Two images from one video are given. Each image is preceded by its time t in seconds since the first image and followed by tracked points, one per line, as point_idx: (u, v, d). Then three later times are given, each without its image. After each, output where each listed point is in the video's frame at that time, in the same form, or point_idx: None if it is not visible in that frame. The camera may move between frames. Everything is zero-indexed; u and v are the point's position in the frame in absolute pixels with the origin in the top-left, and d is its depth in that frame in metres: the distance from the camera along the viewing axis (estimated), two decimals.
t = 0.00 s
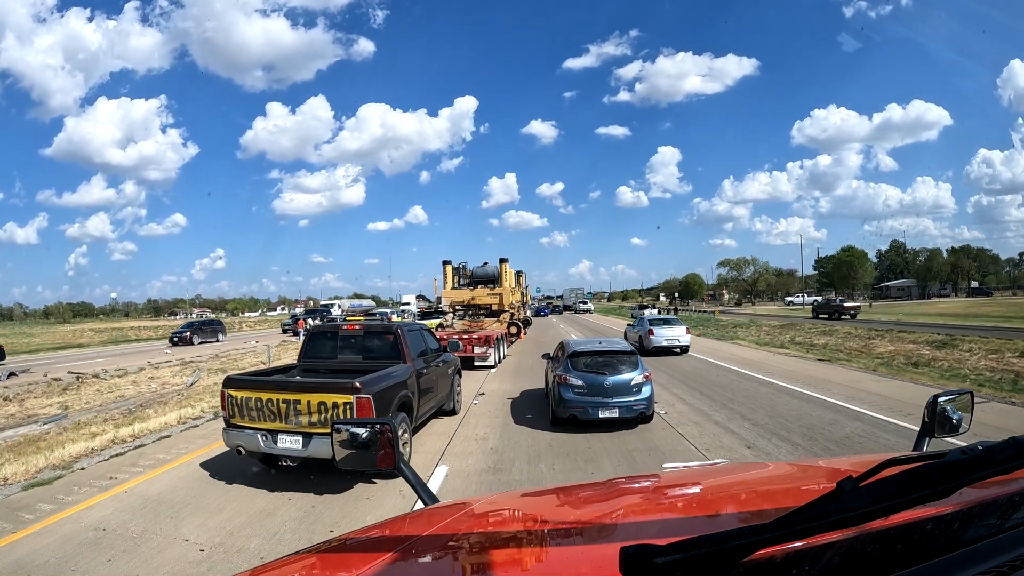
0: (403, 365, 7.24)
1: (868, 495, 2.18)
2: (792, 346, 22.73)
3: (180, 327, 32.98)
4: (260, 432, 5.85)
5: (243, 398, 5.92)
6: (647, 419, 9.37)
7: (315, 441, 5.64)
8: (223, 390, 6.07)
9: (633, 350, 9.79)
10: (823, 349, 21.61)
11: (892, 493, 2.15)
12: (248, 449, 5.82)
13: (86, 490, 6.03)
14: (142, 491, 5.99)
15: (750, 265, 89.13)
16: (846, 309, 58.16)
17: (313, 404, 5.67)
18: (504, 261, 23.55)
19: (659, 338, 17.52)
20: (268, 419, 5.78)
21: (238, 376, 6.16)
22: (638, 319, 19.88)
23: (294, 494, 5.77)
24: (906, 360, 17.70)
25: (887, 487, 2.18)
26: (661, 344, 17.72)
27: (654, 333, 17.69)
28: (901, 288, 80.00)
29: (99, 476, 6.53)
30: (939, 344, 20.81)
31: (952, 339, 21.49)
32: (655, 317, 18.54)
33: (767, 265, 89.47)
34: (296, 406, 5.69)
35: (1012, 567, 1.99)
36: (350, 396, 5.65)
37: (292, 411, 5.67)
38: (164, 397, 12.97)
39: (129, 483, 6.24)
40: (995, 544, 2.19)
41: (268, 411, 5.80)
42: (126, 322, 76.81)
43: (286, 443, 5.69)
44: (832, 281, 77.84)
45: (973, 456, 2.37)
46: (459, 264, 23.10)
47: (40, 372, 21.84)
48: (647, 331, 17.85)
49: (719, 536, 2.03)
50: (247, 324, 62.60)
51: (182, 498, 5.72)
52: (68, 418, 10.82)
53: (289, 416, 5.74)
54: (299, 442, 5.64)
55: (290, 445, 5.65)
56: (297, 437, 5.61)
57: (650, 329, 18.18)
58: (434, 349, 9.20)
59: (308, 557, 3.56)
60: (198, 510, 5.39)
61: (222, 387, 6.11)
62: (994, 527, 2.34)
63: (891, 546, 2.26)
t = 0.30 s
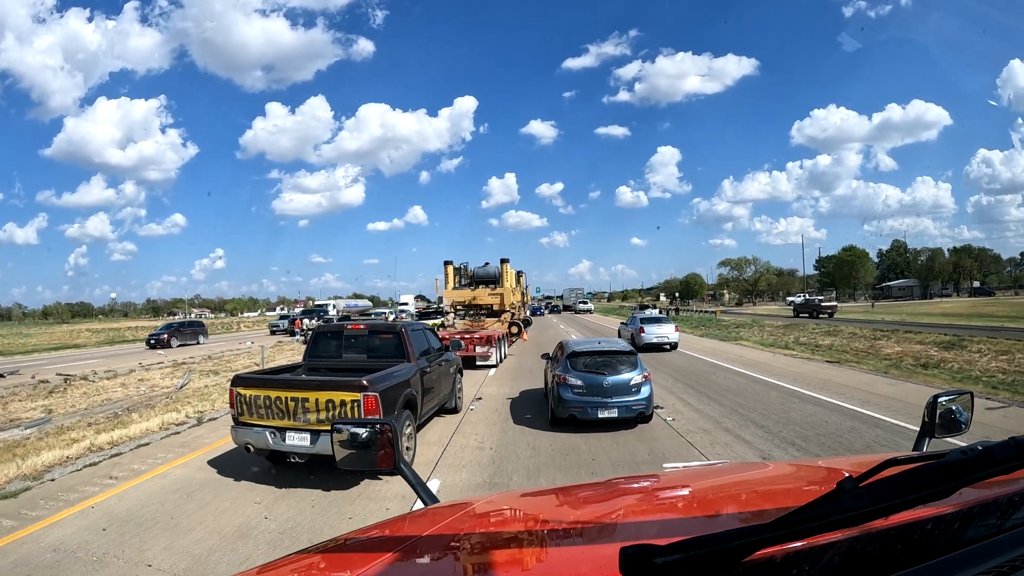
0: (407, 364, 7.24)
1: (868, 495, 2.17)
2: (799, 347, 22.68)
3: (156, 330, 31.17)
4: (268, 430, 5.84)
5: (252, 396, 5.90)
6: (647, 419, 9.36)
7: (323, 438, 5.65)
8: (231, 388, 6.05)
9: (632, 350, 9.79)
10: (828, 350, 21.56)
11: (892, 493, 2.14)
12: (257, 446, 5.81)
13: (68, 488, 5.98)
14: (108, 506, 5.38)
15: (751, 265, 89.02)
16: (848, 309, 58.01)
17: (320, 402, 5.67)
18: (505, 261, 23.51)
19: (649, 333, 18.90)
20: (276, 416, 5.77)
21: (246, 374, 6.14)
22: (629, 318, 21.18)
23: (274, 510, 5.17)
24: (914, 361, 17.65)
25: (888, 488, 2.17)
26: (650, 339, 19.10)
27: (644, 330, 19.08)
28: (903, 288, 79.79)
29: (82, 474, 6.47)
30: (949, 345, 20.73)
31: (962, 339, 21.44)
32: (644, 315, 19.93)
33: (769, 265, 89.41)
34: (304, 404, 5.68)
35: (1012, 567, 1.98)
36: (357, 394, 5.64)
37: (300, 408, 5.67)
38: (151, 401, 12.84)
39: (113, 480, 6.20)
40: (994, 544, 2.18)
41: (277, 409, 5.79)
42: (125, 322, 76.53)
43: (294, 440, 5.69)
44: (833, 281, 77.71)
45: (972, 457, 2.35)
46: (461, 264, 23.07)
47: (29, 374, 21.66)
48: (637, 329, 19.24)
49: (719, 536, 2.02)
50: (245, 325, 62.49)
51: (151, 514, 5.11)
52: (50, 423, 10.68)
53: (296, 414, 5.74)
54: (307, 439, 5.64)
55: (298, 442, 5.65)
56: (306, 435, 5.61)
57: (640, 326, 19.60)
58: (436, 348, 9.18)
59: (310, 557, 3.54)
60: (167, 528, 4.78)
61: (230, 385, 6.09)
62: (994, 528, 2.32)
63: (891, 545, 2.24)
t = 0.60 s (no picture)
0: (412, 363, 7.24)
1: (868, 495, 2.15)
2: (803, 348, 22.65)
3: (132, 332, 29.64)
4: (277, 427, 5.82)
5: (260, 395, 5.88)
6: (646, 419, 9.35)
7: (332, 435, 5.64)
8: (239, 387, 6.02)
9: (631, 350, 9.77)
10: (833, 351, 21.52)
11: (892, 493, 2.13)
12: (265, 444, 5.80)
13: (47, 490, 5.93)
14: (74, 524, 5.00)
15: (752, 265, 88.94)
16: (850, 309, 57.89)
17: (328, 400, 5.67)
18: (506, 261, 23.47)
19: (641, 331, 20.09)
20: (285, 414, 5.75)
21: (254, 372, 6.12)
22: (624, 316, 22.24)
23: (256, 525, 4.83)
24: (920, 362, 17.59)
25: (888, 488, 2.15)
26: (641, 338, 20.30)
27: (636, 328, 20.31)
28: (905, 287, 79.65)
29: (62, 476, 6.41)
30: (956, 346, 20.67)
31: (969, 340, 21.38)
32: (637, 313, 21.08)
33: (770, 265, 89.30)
34: (312, 402, 5.67)
35: (1011, 567, 1.97)
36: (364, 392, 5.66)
37: (308, 406, 5.66)
38: (138, 405, 12.74)
39: (96, 483, 6.16)
40: (995, 544, 2.16)
41: (285, 407, 5.77)
42: (124, 322, 76.20)
43: (302, 438, 5.67)
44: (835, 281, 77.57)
45: (972, 457, 2.34)
46: (462, 264, 23.04)
47: (18, 376, 21.48)
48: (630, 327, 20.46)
49: (719, 536, 2.01)
50: (244, 325, 62.25)
51: (115, 536, 4.71)
52: (32, 428, 10.57)
53: (305, 411, 5.72)
54: (315, 437, 5.63)
55: (307, 440, 5.64)
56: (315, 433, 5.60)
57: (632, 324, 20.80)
58: (438, 348, 9.17)
59: (308, 557, 3.52)
60: (127, 554, 4.37)
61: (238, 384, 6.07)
62: (994, 528, 2.30)
63: (891, 546, 2.23)
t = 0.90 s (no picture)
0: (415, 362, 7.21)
1: (868, 495, 2.14)
2: (807, 347, 22.57)
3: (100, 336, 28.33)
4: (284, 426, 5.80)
5: (267, 394, 5.86)
6: (645, 417, 9.32)
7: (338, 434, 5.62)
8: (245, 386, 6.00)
9: (629, 349, 9.76)
10: (838, 351, 21.44)
11: (892, 493, 2.11)
12: (272, 442, 5.77)
13: (30, 497, 5.85)
14: (45, 539, 4.66)
15: (753, 264, 88.89)
16: (852, 308, 57.79)
17: (335, 399, 5.65)
18: (507, 262, 23.44)
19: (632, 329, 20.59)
20: (292, 413, 5.73)
21: (261, 373, 6.10)
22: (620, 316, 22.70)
23: (256, 525, 4.77)
24: (932, 362, 17.50)
25: (888, 487, 2.13)
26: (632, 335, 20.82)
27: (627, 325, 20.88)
28: (906, 286, 79.57)
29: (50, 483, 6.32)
30: (965, 345, 20.58)
31: (977, 339, 21.29)
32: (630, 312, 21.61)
33: (771, 264, 89.16)
34: (318, 401, 5.65)
35: (1012, 566, 1.96)
36: (370, 391, 5.65)
37: (314, 405, 5.64)
38: (123, 412, 12.58)
39: (91, 486, 6.10)
40: (996, 544, 2.14)
41: (292, 406, 5.75)
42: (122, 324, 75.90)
43: (309, 437, 5.65)
44: (836, 280, 77.49)
45: (973, 456, 2.32)
46: (463, 265, 23.02)
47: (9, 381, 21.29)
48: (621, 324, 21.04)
49: (719, 537, 1.99)
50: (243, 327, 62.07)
51: (66, 564, 4.16)
52: (14, 436, 10.43)
53: (311, 410, 5.70)
54: (322, 435, 5.61)
55: (314, 438, 5.62)
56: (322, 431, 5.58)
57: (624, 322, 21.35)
58: (440, 347, 9.13)
59: (307, 557, 3.50)
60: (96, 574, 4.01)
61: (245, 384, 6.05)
62: (994, 528, 2.28)
63: (891, 545, 2.21)
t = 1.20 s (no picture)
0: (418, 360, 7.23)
1: (869, 495, 2.14)
2: (812, 350, 22.58)
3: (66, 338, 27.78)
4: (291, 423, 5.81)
5: (274, 391, 5.86)
6: (643, 417, 9.34)
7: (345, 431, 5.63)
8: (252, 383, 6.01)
9: (629, 349, 9.77)
10: (843, 354, 21.44)
11: (892, 493, 2.12)
12: (279, 439, 5.77)
13: (21, 503, 5.84)
14: (23, 549, 4.74)
15: (754, 265, 88.84)
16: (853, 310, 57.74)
17: (342, 395, 5.68)
18: (508, 261, 23.43)
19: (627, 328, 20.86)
20: (299, 409, 5.74)
21: (268, 370, 6.12)
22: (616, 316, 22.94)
23: (234, 534, 4.88)
24: (941, 367, 17.46)
25: (888, 488, 2.14)
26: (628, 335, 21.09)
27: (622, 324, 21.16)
28: (907, 288, 79.54)
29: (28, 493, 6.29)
30: (973, 349, 20.54)
31: (984, 343, 21.26)
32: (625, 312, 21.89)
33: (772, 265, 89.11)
34: (326, 398, 5.67)
35: (1011, 567, 1.97)
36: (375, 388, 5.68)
37: (321, 401, 5.65)
38: (106, 414, 12.51)
39: (83, 492, 6.09)
40: (994, 544, 2.15)
41: (299, 403, 5.76)
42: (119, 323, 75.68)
43: (316, 433, 5.65)
44: (837, 282, 77.46)
45: (973, 457, 2.32)
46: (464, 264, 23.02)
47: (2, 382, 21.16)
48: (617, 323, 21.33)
49: (719, 536, 2.00)
50: (241, 326, 61.93)
51: None
52: None
53: (318, 407, 5.71)
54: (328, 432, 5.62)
55: (321, 435, 5.62)
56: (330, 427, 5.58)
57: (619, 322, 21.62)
58: (442, 346, 9.14)
59: (306, 557, 3.51)
60: None
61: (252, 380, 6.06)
62: (994, 528, 2.29)
63: (891, 546, 2.22)
